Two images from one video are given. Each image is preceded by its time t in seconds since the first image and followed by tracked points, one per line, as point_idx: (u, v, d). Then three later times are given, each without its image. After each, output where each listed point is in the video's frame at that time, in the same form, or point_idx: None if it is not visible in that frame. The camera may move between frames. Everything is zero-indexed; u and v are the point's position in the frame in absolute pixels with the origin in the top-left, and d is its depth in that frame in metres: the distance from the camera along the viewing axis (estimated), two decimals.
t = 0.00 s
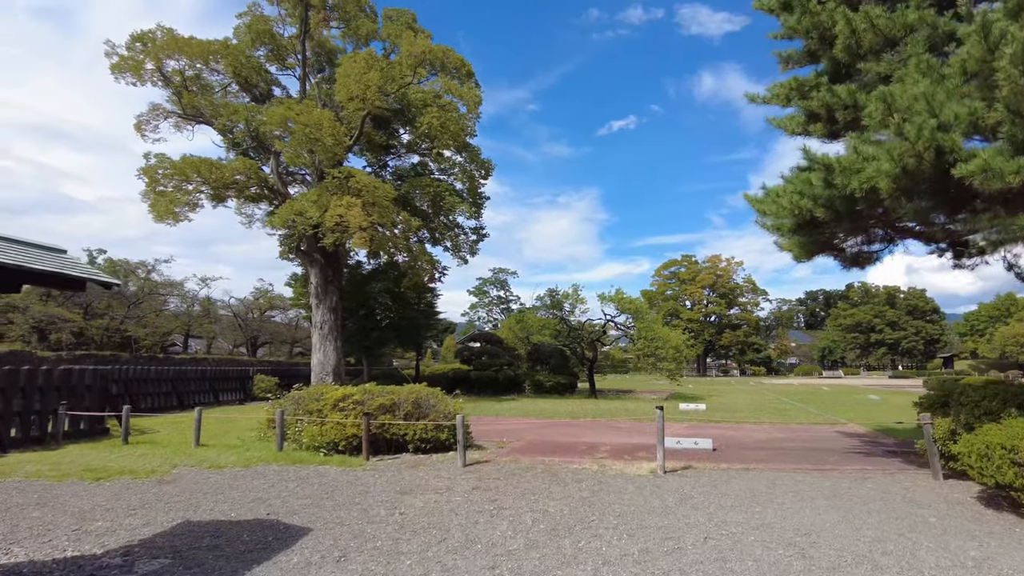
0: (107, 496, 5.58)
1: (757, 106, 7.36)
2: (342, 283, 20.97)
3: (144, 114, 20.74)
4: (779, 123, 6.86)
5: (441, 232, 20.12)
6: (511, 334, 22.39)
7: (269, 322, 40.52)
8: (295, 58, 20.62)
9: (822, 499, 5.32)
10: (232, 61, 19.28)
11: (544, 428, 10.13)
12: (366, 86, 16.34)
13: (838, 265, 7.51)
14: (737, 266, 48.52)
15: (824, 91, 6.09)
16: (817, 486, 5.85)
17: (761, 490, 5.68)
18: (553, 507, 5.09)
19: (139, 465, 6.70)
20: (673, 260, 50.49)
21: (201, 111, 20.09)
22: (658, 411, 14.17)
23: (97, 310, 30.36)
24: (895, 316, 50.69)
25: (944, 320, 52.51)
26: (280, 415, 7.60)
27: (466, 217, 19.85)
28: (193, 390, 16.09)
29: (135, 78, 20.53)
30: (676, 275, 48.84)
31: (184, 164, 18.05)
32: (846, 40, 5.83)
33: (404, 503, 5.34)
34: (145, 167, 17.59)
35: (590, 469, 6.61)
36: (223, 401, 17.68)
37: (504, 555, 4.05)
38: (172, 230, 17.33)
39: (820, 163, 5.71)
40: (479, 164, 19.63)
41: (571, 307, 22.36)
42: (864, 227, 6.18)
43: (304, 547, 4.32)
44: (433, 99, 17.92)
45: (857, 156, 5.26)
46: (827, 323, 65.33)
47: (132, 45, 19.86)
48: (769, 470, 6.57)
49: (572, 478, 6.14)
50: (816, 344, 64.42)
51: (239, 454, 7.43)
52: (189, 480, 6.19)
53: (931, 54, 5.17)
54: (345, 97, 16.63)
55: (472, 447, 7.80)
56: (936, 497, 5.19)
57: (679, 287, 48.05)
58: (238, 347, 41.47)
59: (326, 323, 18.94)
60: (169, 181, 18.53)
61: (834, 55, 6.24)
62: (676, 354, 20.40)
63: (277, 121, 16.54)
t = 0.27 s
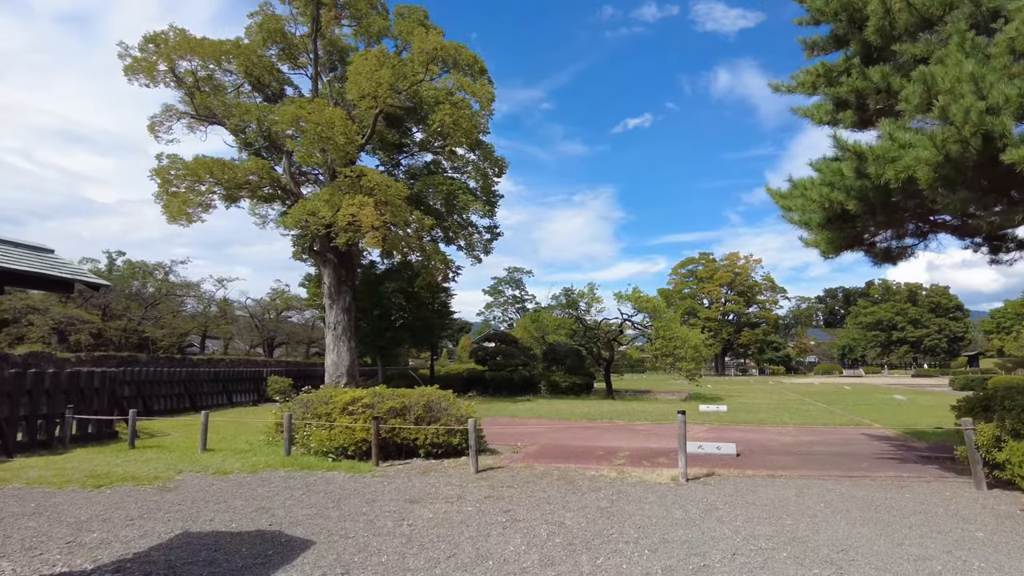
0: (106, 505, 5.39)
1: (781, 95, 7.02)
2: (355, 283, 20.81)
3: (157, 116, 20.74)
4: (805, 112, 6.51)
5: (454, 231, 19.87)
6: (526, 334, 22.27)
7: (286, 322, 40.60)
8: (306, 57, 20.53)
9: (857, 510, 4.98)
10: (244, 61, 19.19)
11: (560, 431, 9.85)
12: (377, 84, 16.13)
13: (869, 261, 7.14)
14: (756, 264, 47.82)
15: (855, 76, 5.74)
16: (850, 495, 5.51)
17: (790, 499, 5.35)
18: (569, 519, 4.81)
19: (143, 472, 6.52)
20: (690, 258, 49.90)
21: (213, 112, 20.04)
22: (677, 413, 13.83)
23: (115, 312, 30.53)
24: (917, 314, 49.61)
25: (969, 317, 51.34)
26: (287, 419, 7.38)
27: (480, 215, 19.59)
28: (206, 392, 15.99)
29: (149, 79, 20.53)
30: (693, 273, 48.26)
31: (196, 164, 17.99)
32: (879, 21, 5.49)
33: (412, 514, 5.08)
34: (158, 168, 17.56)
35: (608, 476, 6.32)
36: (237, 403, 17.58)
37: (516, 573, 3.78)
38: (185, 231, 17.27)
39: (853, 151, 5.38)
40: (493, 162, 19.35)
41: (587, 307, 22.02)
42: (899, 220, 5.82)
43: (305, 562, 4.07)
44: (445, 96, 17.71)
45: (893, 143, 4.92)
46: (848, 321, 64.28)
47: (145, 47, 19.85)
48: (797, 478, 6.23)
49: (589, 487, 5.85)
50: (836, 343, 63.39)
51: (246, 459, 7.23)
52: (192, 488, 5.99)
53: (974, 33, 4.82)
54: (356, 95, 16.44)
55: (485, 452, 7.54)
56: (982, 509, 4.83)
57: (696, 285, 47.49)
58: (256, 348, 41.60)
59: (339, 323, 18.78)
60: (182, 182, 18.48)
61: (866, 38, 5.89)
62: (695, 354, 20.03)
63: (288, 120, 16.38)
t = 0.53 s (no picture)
0: (107, 508, 5.22)
1: (808, 79, 6.70)
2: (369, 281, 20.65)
3: (171, 115, 20.82)
4: (835, 96, 6.18)
5: (469, 228, 19.63)
6: (541, 332, 21.68)
7: (302, 322, 40.68)
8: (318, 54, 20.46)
9: (894, 516, 4.66)
10: (256, 59, 19.11)
11: (575, 433, 9.58)
12: (390, 79, 15.94)
13: (902, 253, 6.79)
14: (775, 261, 47.14)
15: (890, 56, 5.42)
16: (885, 499, 5.19)
17: (821, 503, 5.04)
18: (587, 525, 4.54)
19: (148, 473, 6.35)
20: (707, 255, 49.32)
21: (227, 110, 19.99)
22: (697, 413, 13.49)
23: (133, 312, 30.71)
24: (940, 311, 48.58)
25: (994, 315, 50.20)
26: (296, 419, 7.18)
27: (495, 212, 19.34)
28: (220, 391, 15.91)
29: (163, 79, 20.53)
30: (711, 271, 47.68)
31: (210, 163, 17.94)
32: None
33: (422, 518, 4.85)
34: (172, 166, 17.53)
35: (627, 480, 6.03)
36: (251, 402, 17.50)
37: None
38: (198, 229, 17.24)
39: (888, 135, 5.05)
40: (507, 158, 19.10)
41: (604, 305, 21.70)
42: (937, 208, 5.49)
43: (307, 571, 3.85)
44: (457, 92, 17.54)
45: (934, 124, 4.60)
46: (869, 319, 63.24)
47: (159, 46, 19.84)
48: (827, 481, 5.91)
49: (607, 491, 5.58)
50: (857, 341, 62.39)
51: (253, 460, 7.05)
52: (197, 490, 5.80)
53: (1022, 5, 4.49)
54: (369, 91, 16.25)
55: (499, 453, 7.29)
56: None
57: (714, 283, 46.93)
58: (273, 347, 41.73)
59: (353, 322, 18.62)
60: (195, 180, 18.44)
61: (901, 15, 5.56)
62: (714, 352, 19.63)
63: (300, 116, 16.22)
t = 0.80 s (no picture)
0: (106, 515, 5.02)
1: (838, 66, 6.37)
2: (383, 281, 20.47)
3: (185, 115, 20.84)
4: (868, 83, 5.85)
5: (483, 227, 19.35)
6: (557, 333, 21.52)
7: (318, 322, 40.73)
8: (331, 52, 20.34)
9: (938, 529, 4.34)
10: (269, 58, 19.01)
11: (592, 436, 9.31)
12: (403, 76, 15.74)
13: (939, 249, 6.44)
14: (793, 260, 46.46)
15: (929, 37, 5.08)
16: (925, 510, 4.86)
17: (856, 514, 4.72)
18: (607, 538, 4.26)
19: (152, 478, 6.16)
20: (725, 255, 48.74)
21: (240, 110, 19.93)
22: (716, 415, 13.13)
23: (150, 313, 30.84)
24: (963, 310, 47.50)
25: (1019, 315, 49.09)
26: (304, 422, 6.97)
27: (509, 211, 19.08)
28: (232, 392, 15.80)
29: (177, 79, 20.50)
30: (728, 270, 47.11)
31: (223, 162, 17.87)
32: None
33: (432, 529, 4.59)
34: (185, 166, 17.48)
35: (647, 488, 5.74)
36: (264, 402, 17.40)
37: None
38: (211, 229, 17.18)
39: (929, 121, 4.72)
40: (522, 156, 18.84)
41: (620, 305, 21.37)
42: (980, 199, 5.14)
43: None
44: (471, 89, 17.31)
45: (981, 108, 4.27)
46: (889, 319, 62.19)
47: (173, 46, 19.81)
48: (860, 490, 5.59)
49: (628, 500, 5.30)
50: (876, 341, 61.37)
51: (260, 464, 6.84)
52: (200, 496, 5.59)
53: None
54: (381, 88, 16.07)
55: (513, 458, 7.03)
56: None
57: (732, 282, 46.36)
58: (289, 347, 41.83)
59: (366, 322, 18.45)
60: (208, 180, 18.39)
61: None
62: (733, 353, 19.23)
63: (312, 114, 16.06)
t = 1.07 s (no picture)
0: (104, 517, 4.84)
1: (869, 46, 6.04)
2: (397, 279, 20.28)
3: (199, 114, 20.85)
4: (903, 62, 5.53)
5: (497, 225, 19.03)
6: (572, 331, 20.89)
7: (334, 321, 40.80)
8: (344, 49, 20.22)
9: (983, 538, 4.03)
10: (282, 55, 18.93)
11: (609, 437, 9.04)
12: (415, 71, 15.53)
13: (977, 238, 6.08)
14: (813, 258, 45.74)
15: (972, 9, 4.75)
16: (966, 516, 4.54)
17: (893, 521, 4.41)
18: (625, 547, 4.00)
19: (155, 478, 5.99)
20: (743, 253, 48.14)
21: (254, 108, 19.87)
22: (737, 416, 12.79)
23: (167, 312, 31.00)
24: (988, 309, 46.24)
25: None
26: (312, 421, 6.76)
27: (524, 207, 18.82)
28: (245, 390, 15.70)
29: (191, 78, 20.50)
30: (747, 268, 46.53)
31: (236, 160, 17.82)
32: None
33: (441, 534, 4.35)
34: (198, 164, 17.46)
35: (668, 491, 5.47)
36: (278, 401, 17.31)
37: None
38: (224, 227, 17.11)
39: (973, 98, 4.40)
40: (536, 151, 18.58)
41: (636, 303, 21.02)
42: None
43: None
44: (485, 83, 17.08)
45: None
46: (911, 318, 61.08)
47: (187, 44, 19.79)
48: (894, 494, 5.27)
49: (648, 505, 5.02)
50: (898, 340, 60.29)
51: (267, 464, 6.65)
52: (202, 497, 5.40)
53: None
54: (394, 83, 15.88)
55: (527, 459, 6.77)
56: None
57: (750, 281, 45.78)
58: (305, 346, 41.93)
59: (381, 320, 18.27)
60: (222, 178, 18.35)
61: None
62: (752, 351, 18.83)
63: (325, 111, 15.90)
